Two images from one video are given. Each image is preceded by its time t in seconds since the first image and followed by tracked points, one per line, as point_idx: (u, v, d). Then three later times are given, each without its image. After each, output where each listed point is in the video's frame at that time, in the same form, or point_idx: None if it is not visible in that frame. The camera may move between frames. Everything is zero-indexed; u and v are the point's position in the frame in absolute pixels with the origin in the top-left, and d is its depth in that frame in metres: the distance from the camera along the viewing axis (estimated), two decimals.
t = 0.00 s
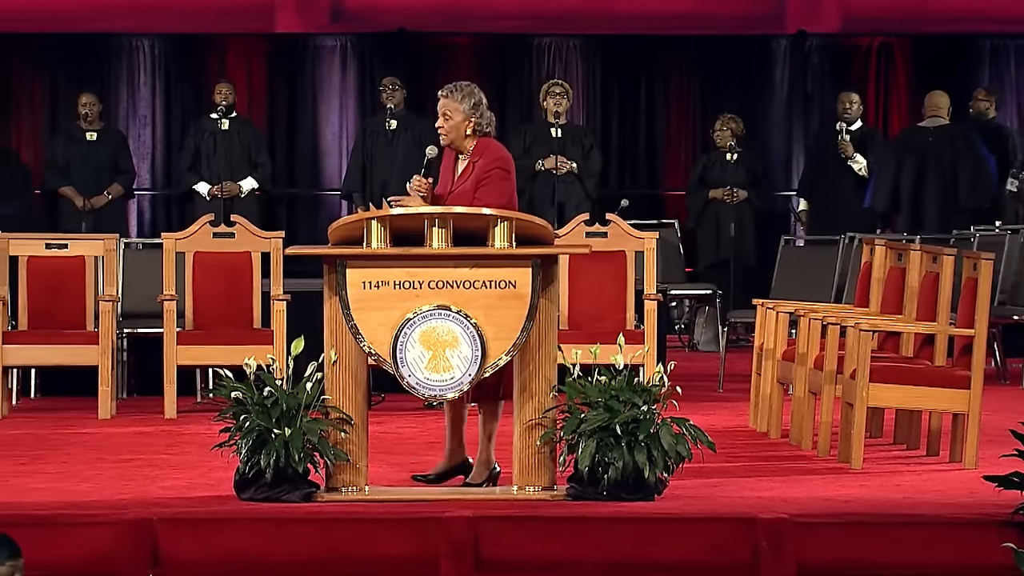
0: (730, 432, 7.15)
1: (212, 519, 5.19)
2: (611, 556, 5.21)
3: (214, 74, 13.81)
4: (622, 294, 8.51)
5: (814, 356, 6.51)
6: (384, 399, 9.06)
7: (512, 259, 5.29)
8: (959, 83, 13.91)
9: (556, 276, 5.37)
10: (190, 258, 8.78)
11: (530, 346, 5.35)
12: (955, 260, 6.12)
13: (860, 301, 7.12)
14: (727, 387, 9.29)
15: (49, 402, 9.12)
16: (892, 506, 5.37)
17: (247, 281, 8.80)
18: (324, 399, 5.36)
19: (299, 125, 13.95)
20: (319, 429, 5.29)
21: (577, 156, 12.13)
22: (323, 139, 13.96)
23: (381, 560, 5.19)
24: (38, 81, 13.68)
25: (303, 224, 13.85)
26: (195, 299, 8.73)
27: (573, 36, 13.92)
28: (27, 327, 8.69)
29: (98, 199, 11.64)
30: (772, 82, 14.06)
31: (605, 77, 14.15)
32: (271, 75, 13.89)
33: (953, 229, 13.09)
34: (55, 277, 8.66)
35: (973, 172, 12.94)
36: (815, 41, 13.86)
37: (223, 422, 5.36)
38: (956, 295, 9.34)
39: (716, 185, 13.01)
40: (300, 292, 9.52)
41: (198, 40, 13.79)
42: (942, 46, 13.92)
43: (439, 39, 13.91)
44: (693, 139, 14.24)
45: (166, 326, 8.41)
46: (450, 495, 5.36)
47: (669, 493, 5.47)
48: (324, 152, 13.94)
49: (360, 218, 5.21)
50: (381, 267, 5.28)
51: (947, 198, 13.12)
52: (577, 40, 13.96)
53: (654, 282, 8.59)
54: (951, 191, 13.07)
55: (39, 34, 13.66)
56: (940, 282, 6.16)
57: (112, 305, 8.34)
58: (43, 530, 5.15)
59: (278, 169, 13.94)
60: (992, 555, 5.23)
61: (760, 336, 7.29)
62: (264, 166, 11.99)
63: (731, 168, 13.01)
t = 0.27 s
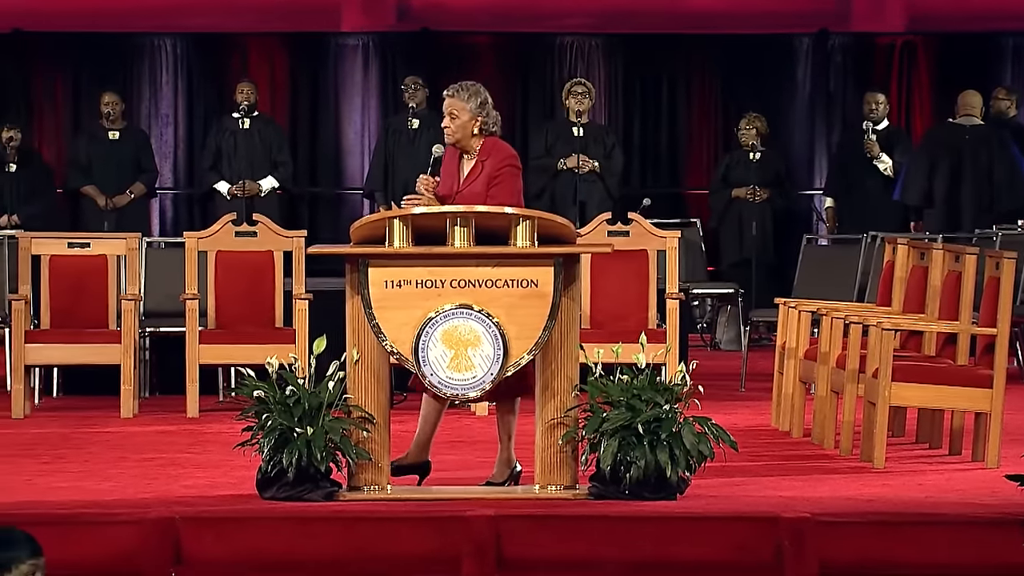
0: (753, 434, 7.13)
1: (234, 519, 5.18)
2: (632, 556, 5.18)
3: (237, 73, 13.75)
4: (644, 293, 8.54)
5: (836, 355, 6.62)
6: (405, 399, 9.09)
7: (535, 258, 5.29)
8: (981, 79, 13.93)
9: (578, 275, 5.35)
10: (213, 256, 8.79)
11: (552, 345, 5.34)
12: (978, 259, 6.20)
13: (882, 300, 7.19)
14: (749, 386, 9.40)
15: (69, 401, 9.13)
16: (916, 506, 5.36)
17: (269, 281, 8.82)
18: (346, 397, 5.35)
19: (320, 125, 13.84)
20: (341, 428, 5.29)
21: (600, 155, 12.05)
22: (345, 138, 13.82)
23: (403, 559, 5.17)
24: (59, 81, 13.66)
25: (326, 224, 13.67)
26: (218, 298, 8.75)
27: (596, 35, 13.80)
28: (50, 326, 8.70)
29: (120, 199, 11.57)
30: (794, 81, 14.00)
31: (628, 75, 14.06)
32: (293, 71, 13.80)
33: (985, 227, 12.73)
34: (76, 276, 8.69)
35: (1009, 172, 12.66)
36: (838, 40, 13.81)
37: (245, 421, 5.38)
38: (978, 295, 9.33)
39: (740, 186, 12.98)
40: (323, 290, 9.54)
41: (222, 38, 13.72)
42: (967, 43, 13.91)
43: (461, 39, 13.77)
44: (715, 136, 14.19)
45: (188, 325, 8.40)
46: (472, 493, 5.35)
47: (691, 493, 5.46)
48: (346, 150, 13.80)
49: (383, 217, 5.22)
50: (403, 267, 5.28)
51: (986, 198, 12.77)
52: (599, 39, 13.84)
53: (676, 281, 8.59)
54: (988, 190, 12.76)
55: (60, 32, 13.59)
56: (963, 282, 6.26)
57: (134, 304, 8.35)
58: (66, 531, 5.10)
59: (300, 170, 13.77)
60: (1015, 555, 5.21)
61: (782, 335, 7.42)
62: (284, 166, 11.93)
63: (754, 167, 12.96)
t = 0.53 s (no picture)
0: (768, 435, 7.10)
1: (249, 518, 5.15)
2: (646, 555, 5.17)
3: (251, 73, 13.67)
4: (659, 293, 8.55)
5: (851, 355, 6.76)
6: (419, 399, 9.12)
7: (550, 258, 5.27)
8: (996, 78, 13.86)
9: (593, 275, 5.34)
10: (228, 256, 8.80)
11: (567, 344, 5.33)
12: (993, 259, 6.36)
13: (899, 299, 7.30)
14: (764, 386, 9.48)
15: (81, 401, 9.13)
16: (932, 506, 5.34)
17: (285, 280, 8.82)
18: (361, 396, 5.36)
19: (335, 124, 13.74)
20: (356, 428, 5.28)
21: (614, 153, 12.01)
22: (360, 139, 13.74)
23: (419, 559, 5.16)
24: (75, 81, 13.61)
25: (341, 224, 13.62)
26: (233, 299, 8.75)
27: (610, 33, 13.72)
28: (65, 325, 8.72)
29: (137, 198, 11.67)
30: (810, 81, 13.87)
31: (642, 75, 14.00)
32: (308, 69, 13.70)
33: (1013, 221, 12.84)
34: (91, 276, 8.69)
35: None
36: (854, 40, 13.71)
37: (260, 420, 5.38)
38: (994, 294, 9.35)
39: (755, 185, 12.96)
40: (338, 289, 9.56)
41: (238, 38, 13.64)
42: (984, 42, 13.84)
43: (476, 38, 13.64)
44: (729, 136, 14.06)
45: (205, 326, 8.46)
46: (487, 493, 5.34)
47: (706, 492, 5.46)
48: (360, 151, 13.72)
49: (399, 217, 5.21)
50: (418, 266, 5.25)
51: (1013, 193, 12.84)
52: (614, 38, 13.76)
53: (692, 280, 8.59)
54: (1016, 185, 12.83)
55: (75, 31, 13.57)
56: (979, 282, 6.39)
57: (150, 304, 8.39)
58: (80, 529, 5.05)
59: (314, 169, 13.69)
60: None
61: (797, 334, 7.54)
62: (298, 165, 11.92)
63: (769, 167, 12.93)
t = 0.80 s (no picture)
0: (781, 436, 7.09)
1: (263, 517, 5.14)
2: (658, 554, 5.15)
3: (264, 72, 13.70)
4: (672, 292, 8.55)
5: (864, 355, 6.85)
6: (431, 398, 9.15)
7: (562, 257, 5.26)
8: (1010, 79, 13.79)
9: (606, 274, 5.33)
10: (240, 256, 8.80)
11: (579, 344, 5.33)
12: (1006, 259, 6.44)
13: (912, 298, 7.36)
14: (776, 386, 9.51)
15: (93, 401, 9.15)
16: (945, 505, 5.32)
17: (298, 278, 8.84)
18: (373, 395, 5.35)
19: (348, 122, 13.70)
20: (369, 428, 5.27)
21: (625, 151, 12.05)
22: (373, 138, 13.68)
23: (431, 556, 5.16)
24: (88, 81, 13.63)
25: (355, 223, 13.40)
26: (248, 298, 8.77)
27: (623, 33, 13.75)
28: (79, 324, 8.74)
29: (149, 198, 11.74)
30: (822, 80, 13.87)
31: (655, 74, 13.96)
32: (320, 72, 13.71)
33: None
34: (105, 276, 8.71)
35: None
36: (866, 38, 13.64)
37: (273, 419, 5.39)
38: (1005, 293, 9.38)
39: (766, 185, 12.96)
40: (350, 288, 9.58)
41: (250, 36, 13.64)
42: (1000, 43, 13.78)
43: (491, 37, 13.56)
44: (743, 136, 14.09)
45: (218, 325, 8.48)
46: (500, 492, 5.33)
47: (718, 492, 5.46)
48: (373, 150, 13.65)
49: (410, 217, 5.22)
50: (430, 265, 5.25)
51: None
52: (627, 37, 13.79)
53: (705, 280, 8.60)
54: None
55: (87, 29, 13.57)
56: (991, 281, 6.46)
57: (163, 304, 8.40)
58: (93, 526, 5.08)
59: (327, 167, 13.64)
60: None
61: (809, 333, 7.60)
62: (310, 165, 11.93)
63: (783, 167, 12.95)
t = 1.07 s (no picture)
0: (790, 436, 7.10)
1: (272, 516, 5.14)
2: (667, 554, 5.14)
3: (273, 72, 13.64)
4: (681, 292, 8.55)
5: (873, 355, 6.89)
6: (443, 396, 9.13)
7: (572, 257, 5.26)
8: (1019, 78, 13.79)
9: (615, 274, 5.32)
10: (250, 255, 8.82)
11: (588, 343, 5.32)
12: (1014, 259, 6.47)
13: (921, 297, 7.38)
14: (786, 386, 9.54)
15: (102, 401, 9.16)
16: (955, 506, 5.31)
17: (307, 277, 8.83)
18: (382, 395, 5.35)
19: (357, 121, 13.70)
20: (378, 427, 5.26)
21: (635, 153, 12.07)
22: (381, 137, 13.69)
23: (440, 556, 5.15)
24: (98, 79, 13.63)
25: (363, 222, 13.38)
26: (258, 297, 8.77)
27: (632, 32, 13.78)
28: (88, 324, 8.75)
29: (157, 198, 11.55)
30: (832, 81, 13.91)
31: (664, 73, 13.95)
32: (331, 78, 13.70)
33: None
34: (114, 276, 8.70)
35: None
36: (875, 38, 13.72)
37: (282, 419, 5.39)
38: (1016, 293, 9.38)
39: (772, 185, 12.85)
40: (359, 289, 9.59)
41: (256, 36, 13.58)
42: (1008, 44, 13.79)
43: (500, 35, 13.61)
44: (752, 135, 14.02)
45: (227, 325, 8.48)
46: (509, 492, 5.32)
47: (727, 492, 5.45)
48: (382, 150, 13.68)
49: (420, 216, 5.20)
50: (440, 265, 5.24)
51: None
52: (636, 36, 13.81)
53: (715, 280, 8.61)
54: None
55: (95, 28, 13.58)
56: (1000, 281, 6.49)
57: (172, 303, 8.39)
58: (102, 525, 5.07)
59: (336, 166, 13.62)
60: None
61: (819, 333, 7.60)
62: (320, 164, 11.87)
63: (788, 167, 12.84)
